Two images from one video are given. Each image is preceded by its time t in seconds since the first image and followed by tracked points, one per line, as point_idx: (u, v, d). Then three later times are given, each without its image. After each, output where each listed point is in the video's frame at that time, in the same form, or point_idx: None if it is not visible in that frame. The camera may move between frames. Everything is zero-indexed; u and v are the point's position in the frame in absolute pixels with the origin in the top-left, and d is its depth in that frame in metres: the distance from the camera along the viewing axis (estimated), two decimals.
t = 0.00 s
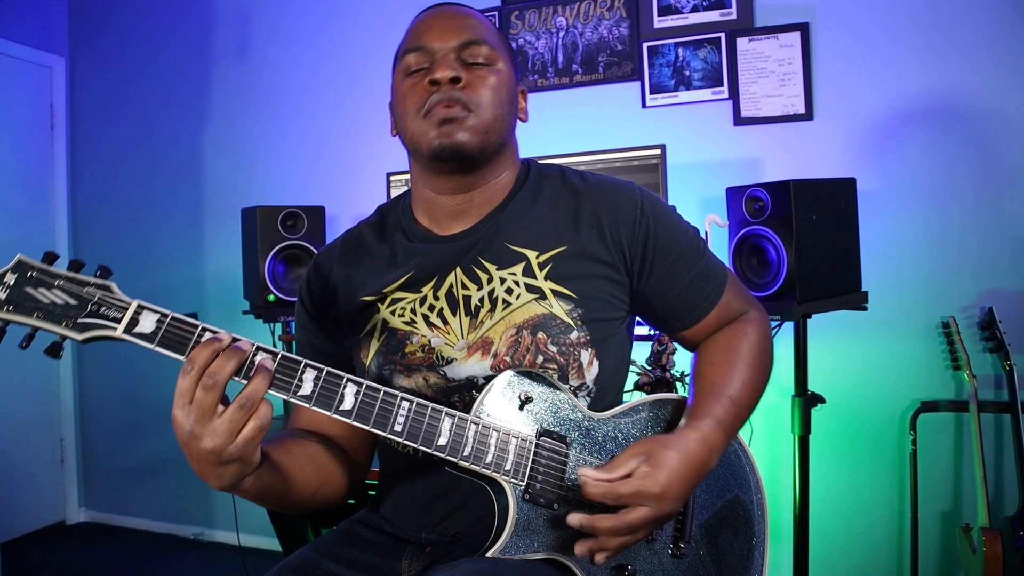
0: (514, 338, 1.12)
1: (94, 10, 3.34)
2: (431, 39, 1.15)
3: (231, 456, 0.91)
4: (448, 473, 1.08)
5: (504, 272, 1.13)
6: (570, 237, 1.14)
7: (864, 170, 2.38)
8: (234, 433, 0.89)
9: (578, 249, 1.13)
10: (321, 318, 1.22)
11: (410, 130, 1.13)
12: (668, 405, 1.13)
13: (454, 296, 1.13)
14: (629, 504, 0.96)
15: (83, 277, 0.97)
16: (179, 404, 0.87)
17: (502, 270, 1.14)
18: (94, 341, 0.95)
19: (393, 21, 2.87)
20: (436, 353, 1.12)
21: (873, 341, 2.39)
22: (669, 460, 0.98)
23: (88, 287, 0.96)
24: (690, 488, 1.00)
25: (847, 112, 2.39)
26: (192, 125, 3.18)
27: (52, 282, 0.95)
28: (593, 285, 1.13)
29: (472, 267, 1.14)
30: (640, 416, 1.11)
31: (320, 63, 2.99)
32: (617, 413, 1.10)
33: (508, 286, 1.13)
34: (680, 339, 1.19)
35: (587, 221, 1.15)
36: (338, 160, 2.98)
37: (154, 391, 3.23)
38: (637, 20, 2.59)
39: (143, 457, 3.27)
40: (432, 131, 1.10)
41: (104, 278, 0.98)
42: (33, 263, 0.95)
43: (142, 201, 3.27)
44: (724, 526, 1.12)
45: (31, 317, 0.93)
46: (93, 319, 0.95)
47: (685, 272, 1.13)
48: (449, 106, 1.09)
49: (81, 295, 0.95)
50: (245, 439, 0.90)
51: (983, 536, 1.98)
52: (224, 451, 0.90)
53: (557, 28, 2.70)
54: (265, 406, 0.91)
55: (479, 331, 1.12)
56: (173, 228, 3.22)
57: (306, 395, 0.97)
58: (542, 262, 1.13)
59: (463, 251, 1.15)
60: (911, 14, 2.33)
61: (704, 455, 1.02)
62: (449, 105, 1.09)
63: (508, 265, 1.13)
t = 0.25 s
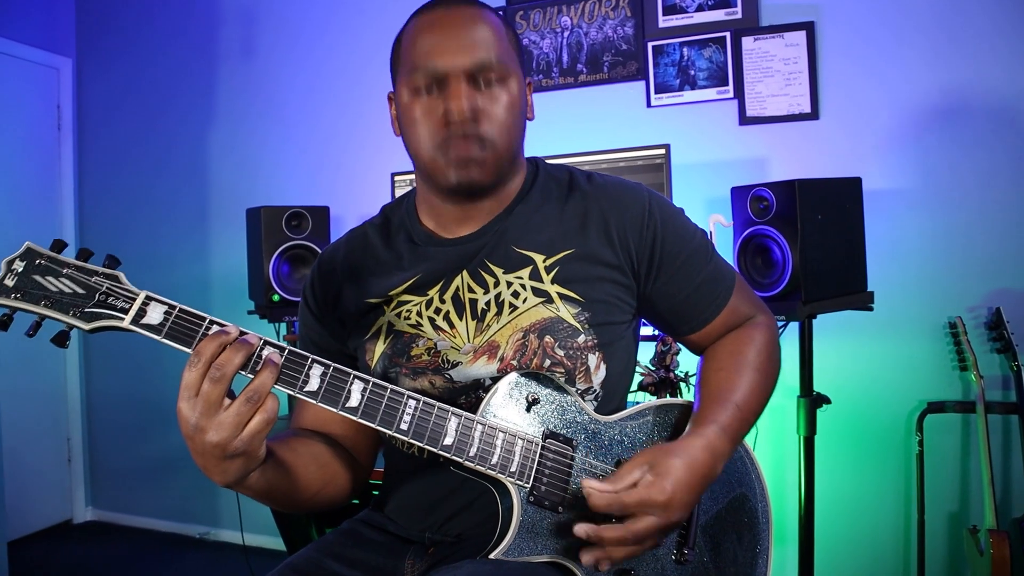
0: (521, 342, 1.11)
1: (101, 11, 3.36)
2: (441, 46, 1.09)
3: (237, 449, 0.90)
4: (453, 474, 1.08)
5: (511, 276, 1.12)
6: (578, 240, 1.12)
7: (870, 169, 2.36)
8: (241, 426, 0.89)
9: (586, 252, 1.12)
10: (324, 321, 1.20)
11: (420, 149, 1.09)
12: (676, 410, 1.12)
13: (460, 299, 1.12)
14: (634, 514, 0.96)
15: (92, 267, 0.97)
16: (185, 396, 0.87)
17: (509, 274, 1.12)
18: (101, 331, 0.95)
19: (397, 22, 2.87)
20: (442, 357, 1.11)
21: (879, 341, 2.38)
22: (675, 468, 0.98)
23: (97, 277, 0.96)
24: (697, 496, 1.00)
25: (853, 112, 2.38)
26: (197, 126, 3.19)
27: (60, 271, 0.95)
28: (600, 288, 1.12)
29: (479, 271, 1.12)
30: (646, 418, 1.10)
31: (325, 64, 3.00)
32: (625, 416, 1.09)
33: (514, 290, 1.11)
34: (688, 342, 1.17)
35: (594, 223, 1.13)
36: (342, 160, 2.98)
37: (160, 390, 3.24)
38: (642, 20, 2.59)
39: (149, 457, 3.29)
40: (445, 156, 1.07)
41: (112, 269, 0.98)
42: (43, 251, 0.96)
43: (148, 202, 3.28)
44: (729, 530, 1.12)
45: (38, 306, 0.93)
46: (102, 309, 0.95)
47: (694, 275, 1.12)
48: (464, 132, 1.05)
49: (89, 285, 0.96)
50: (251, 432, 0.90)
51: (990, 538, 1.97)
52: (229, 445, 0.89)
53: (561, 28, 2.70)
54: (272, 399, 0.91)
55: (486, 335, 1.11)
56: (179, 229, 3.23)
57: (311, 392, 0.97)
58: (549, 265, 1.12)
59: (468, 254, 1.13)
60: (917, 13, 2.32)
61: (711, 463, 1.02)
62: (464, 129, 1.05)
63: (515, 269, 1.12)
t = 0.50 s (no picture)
0: (525, 345, 1.10)
1: (108, 13, 3.37)
2: (447, 43, 1.09)
3: (239, 451, 0.91)
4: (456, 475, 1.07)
5: (515, 279, 1.11)
6: (583, 243, 1.11)
7: (876, 169, 2.35)
8: (242, 428, 0.89)
9: (591, 254, 1.11)
10: (329, 322, 1.20)
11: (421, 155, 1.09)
12: (680, 411, 1.12)
13: (464, 302, 1.11)
14: (636, 511, 0.95)
15: (94, 267, 0.97)
16: (187, 398, 0.87)
17: (514, 277, 1.12)
18: (104, 331, 0.96)
19: (402, 22, 2.87)
20: (445, 360, 1.10)
21: (886, 341, 2.37)
22: (680, 469, 0.98)
23: (99, 277, 0.96)
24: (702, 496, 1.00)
25: (859, 110, 2.37)
26: (203, 126, 3.20)
27: (62, 271, 0.95)
28: (605, 292, 1.11)
29: (483, 274, 1.11)
30: (650, 420, 1.10)
31: (330, 64, 3.00)
32: (628, 418, 1.09)
33: (518, 293, 1.11)
34: (694, 345, 1.16)
35: (600, 226, 1.12)
36: (348, 160, 2.98)
37: (166, 390, 3.25)
38: (647, 19, 2.58)
39: (156, 456, 3.30)
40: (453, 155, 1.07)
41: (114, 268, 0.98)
42: (44, 250, 0.95)
43: (154, 202, 3.29)
44: (733, 532, 1.11)
45: (41, 306, 0.94)
46: (104, 310, 0.95)
47: (700, 279, 1.11)
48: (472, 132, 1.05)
49: (91, 285, 0.96)
50: (253, 434, 0.90)
51: (998, 540, 1.96)
52: (231, 446, 0.90)
53: (566, 28, 2.70)
54: (273, 401, 0.91)
55: (489, 338, 1.10)
56: (185, 229, 3.24)
57: (314, 392, 0.97)
58: (554, 268, 1.11)
59: (472, 258, 1.12)
60: (924, 11, 2.30)
61: (716, 464, 1.01)
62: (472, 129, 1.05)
63: (520, 272, 1.11)
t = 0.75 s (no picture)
0: (525, 346, 1.10)
1: (114, 14, 3.39)
2: (440, 60, 1.03)
3: (241, 449, 0.91)
4: (457, 475, 1.07)
5: (515, 281, 1.11)
6: (583, 243, 1.11)
7: (882, 168, 2.34)
8: (244, 425, 0.89)
9: (591, 255, 1.11)
10: (330, 323, 1.20)
11: (422, 156, 1.06)
12: (682, 412, 1.12)
13: (464, 304, 1.11)
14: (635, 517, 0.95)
15: (97, 266, 0.97)
16: (188, 396, 0.87)
17: (514, 278, 1.12)
18: (106, 330, 0.96)
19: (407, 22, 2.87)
20: (446, 362, 1.10)
21: (892, 342, 2.35)
22: (676, 470, 0.97)
23: (102, 276, 0.97)
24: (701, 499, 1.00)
25: (865, 109, 2.35)
26: (209, 127, 3.21)
27: (66, 269, 0.95)
28: (606, 292, 1.11)
29: (483, 275, 1.11)
30: (652, 421, 1.10)
31: (335, 64, 3.01)
32: (631, 419, 1.09)
33: (519, 294, 1.11)
34: (695, 346, 1.16)
35: (601, 227, 1.12)
36: (352, 161, 2.99)
37: (172, 390, 3.26)
38: (651, 19, 2.57)
39: (161, 456, 3.31)
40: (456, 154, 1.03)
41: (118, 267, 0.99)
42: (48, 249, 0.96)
43: (160, 202, 3.31)
44: (734, 534, 1.11)
45: (44, 304, 0.94)
46: (106, 308, 0.96)
47: (702, 280, 1.10)
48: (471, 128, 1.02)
49: (94, 284, 0.96)
50: (255, 432, 0.90)
51: (1005, 542, 1.95)
52: (233, 443, 0.90)
53: (571, 27, 2.69)
54: (275, 399, 0.91)
55: (490, 340, 1.10)
56: (190, 229, 3.25)
57: (314, 391, 0.97)
58: (555, 269, 1.11)
59: (472, 259, 1.12)
60: (930, 10, 2.29)
61: (712, 470, 1.00)
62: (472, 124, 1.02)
63: (520, 274, 1.11)
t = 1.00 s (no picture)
0: (525, 347, 1.10)
1: (121, 15, 3.40)
2: (433, 57, 1.02)
3: (239, 451, 0.91)
4: (456, 476, 1.07)
5: (516, 281, 1.11)
6: (584, 242, 1.11)
7: (889, 168, 2.32)
8: (241, 428, 0.89)
9: (592, 255, 1.10)
10: (330, 323, 1.20)
11: (416, 152, 1.05)
12: (684, 411, 1.12)
13: (464, 304, 1.11)
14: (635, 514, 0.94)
15: (94, 268, 0.98)
16: (186, 399, 0.88)
17: (514, 278, 1.11)
18: (104, 332, 0.96)
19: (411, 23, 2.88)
20: (446, 362, 1.10)
21: (897, 342, 2.34)
22: (679, 470, 0.97)
23: (99, 278, 0.97)
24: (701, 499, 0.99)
25: (870, 108, 2.34)
26: (215, 127, 3.22)
27: (63, 272, 0.96)
28: (607, 292, 1.11)
29: (483, 275, 1.11)
30: (651, 420, 1.09)
31: (339, 64, 3.01)
32: (629, 419, 1.08)
33: (519, 294, 1.11)
34: (697, 345, 1.15)
35: (602, 226, 1.11)
36: (357, 161, 2.99)
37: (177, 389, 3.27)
38: (656, 18, 2.57)
39: (167, 455, 3.32)
40: (443, 147, 1.02)
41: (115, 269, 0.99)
42: (45, 251, 0.96)
43: (166, 202, 3.32)
44: (738, 534, 1.11)
45: (42, 307, 0.95)
46: (104, 310, 0.96)
47: (703, 279, 1.10)
48: (460, 121, 1.00)
49: (92, 286, 0.96)
50: (252, 434, 0.90)
51: (1012, 544, 1.93)
52: (231, 446, 0.90)
53: (575, 27, 2.69)
54: (272, 401, 0.91)
55: (490, 340, 1.10)
56: (196, 229, 3.26)
57: (312, 393, 0.97)
58: (555, 269, 1.11)
59: (472, 259, 1.12)
60: (937, 8, 2.27)
61: (717, 470, 1.00)
62: (461, 117, 1.01)
63: (520, 274, 1.11)
